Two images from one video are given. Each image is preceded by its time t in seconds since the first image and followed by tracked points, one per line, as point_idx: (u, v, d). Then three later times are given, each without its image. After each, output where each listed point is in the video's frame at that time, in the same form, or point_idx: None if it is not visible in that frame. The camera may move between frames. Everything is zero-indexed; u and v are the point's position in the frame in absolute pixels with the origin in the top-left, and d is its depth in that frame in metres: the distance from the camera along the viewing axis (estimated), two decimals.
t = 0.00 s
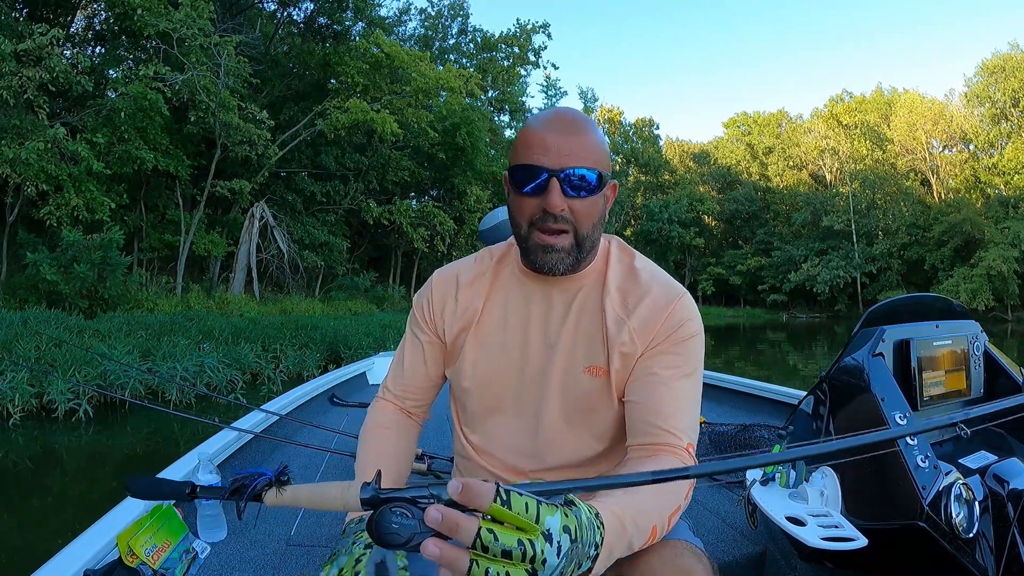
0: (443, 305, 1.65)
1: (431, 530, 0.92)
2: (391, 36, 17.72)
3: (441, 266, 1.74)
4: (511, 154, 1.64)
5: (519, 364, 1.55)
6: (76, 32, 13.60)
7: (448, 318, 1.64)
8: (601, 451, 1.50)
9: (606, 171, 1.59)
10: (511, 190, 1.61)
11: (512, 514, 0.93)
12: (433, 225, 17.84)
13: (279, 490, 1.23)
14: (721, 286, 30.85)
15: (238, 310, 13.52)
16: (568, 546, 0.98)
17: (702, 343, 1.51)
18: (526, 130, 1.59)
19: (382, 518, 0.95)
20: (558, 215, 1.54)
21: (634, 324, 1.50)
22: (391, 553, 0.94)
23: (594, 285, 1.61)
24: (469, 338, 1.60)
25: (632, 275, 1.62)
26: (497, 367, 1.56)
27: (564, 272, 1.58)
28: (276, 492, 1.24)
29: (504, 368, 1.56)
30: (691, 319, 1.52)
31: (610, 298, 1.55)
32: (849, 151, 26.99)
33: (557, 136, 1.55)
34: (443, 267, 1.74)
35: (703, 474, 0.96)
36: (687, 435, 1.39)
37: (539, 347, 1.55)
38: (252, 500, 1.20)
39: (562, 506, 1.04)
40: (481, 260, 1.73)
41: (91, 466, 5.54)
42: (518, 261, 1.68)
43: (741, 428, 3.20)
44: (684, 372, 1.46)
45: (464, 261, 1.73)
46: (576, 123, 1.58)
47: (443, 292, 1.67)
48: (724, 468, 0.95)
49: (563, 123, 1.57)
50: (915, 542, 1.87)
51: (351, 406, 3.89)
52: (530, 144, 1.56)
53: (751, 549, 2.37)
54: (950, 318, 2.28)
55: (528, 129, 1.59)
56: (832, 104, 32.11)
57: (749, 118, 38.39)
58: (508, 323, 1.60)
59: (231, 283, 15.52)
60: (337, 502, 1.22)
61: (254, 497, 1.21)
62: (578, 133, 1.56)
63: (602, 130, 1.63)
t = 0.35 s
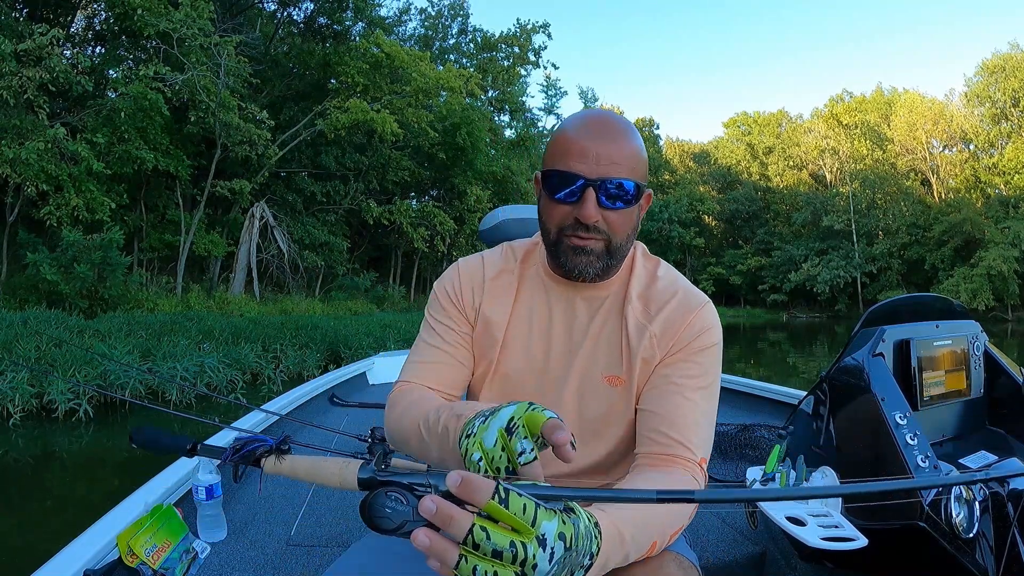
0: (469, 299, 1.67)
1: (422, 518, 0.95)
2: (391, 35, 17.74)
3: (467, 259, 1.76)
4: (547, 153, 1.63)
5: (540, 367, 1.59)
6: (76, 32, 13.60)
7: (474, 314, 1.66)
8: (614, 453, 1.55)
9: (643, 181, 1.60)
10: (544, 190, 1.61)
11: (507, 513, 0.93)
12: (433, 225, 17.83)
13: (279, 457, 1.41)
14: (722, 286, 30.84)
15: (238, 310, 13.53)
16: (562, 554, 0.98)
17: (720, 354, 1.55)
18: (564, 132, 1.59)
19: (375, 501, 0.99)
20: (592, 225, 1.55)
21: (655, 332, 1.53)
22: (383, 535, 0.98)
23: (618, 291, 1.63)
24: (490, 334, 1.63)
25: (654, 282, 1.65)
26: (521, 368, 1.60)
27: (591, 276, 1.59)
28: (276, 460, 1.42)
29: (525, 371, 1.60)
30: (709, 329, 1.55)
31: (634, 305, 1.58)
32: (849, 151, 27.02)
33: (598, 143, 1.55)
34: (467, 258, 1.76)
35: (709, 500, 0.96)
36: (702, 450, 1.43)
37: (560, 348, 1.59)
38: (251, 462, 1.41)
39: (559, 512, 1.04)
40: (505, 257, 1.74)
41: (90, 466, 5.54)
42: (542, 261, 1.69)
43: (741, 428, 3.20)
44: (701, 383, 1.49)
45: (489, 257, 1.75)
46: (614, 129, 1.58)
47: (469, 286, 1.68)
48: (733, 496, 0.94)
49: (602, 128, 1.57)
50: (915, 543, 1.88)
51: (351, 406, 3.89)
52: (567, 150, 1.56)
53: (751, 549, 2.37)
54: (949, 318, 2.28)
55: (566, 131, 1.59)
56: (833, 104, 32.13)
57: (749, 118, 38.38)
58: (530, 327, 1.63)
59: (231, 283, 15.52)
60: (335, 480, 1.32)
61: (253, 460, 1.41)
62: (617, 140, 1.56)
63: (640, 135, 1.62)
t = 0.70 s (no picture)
0: (479, 300, 1.65)
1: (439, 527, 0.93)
2: (391, 35, 17.76)
3: (476, 259, 1.74)
4: (567, 154, 1.62)
5: (549, 371, 1.60)
6: (76, 31, 13.60)
7: (484, 316, 1.64)
8: (620, 455, 1.58)
9: (665, 187, 1.59)
10: (563, 194, 1.59)
11: (527, 528, 0.92)
12: (433, 225, 17.84)
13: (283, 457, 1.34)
14: (722, 286, 30.84)
15: (238, 310, 13.54)
16: (580, 567, 0.98)
17: (730, 356, 1.58)
18: (586, 134, 1.58)
19: (389, 508, 0.98)
20: (613, 233, 1.55)
21: (669, 336, 1.55)
22: (397, 545, 0.96)
23: (631, 294, 1.64)
24: (502, 338, 1.62)
25: (667, 284, 1.66)
26: (532, 373, 1.61)
27: (605, 280, 1.58)
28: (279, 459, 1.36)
29: (535, 374, 1.61)
30: (722, 332, 1.58)
31: (650, 309, 1.59)
32: (849, 151, 27.02)
33: (622, 149, 1.54)
34: (477, 258, 1.74)
35: (729, 517, 0.95)
36: (711, 454, 1.45)
37: (573, 354, 1.59)
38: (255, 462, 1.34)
39: (578, 523, 1.02)
40: (516, 258, 1.73)
41: (91, 466, 5.54)
42: (554, 263, 1.68)
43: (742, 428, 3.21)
44: (711, 386, 1.52)
45: (499, 256, 1.74)
46: (637, 134, 1.57)
47: (480, 286, 1.67)
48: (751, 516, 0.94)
49: (626, 133, 1.56)
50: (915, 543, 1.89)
51: (351, 406, 3.89)
52: (592, 154, 1.55)
53: (752, 549, 2.37)
54: (949, 318, 2.28)
55: (589, 133, 1.58)
56: (833, 104, 32.16)
57: (749, 118, 38.39)
58: (542, 330, 1.63)
59: (230, 283, 15.53)
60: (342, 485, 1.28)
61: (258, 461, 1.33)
62: (641, 146, 1.56)
63: (662, 140, 1.62)
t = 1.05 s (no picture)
0: (475, 300, 1.65)
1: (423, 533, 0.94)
2: (391, 35, 17.77)
3: (472, 259, 1.75)
4: (559, 155, 1.62)
5: (545, 371, 1.60)
6: (76, 31, 13.60)
7: (480, 315, 1.64)
8: (615, 456, 1.58)
9: (657, 187, 1.60)
10: (555, 195, 1.60)
11: (511, 530, 0.92)
12: (433, 225, 17.84)
13: (274, 469, 1.38)
14: (722, 287, 30.84)
15: (238, 310, 13.54)
16: (565, 567, 0.98)
17: (725, 355, 1.58)
18: (578, 134, 1.58)
19: (376, 516, 1.00)
20: (607, 235, 1.55)
21: (664, 335, 1.55)
22: (385, 551, 0.98)
23: (624, 295, 1.64)
24: (498, 339, 1.62)
25: (661, 284, 1.66)
26: (527, 374, 1.61)
27: (599, 280, 1.58)
28: (271, 471, 1.39)
29: (530, 374, 1.61)
30: (716, 331, 1.58)
31: (643, 309, 1.59)
32: (849, 151, 27.03)
33: (612, 149, 1.55)
34: (473, 259, 1.74)
35: (715, 513, 0.94)
36: (707, 453, 1.45)
37: (568, 355, 1.59)
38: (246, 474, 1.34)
39: (563, 524, 1.02)
40: (511, 258, 1.74)
41: (91, 466, 5.54)
42: (548, 264, 1.69)
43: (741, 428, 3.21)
44: (706, 386, 1.52)
45: (495, 256, 1.74)
46: (627, 134, 1.57)
47: (475, 286, 1.68)
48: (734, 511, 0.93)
49: (616, 133, 1.56)
50: (915, 543, 1.88)
51: (351, 406, 3.90)
52: (583, 154, 1.56)
53: (752, 549, 2.37)
54: (949, 318, 2.28)
55: (580, 134, 1.58)
56: (833, 104, 32.16)
57: (749, 118, 38.40)
58: (537, 329, 1.63)
59: (230, 283, 15.53)
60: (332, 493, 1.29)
61: (248, 473, 1.34)
62: (632, 146, 1.56)
63: (653, 140, 1.62)
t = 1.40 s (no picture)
0: (474, 298, 1.65)
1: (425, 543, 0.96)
2: (391, 35, 17.78)
3: (469, 258, 1.75)
4: (551, 154, 1.62)
5: (543, 370, 1.60)
6: (76, 32, 13.60)
7: (478, 315, 1.64)
8: (615, 456, 1.58)
9: (649, 183, 1.60)
10: (548, 195, 1.60)
11: (513, 536, 0.92)
12: (433, 225, 17.84)
13: (274, 484, 1.33)
14: (722, 287, 30.85)
15: (238, 310, 13.55)
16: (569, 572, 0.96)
17: (723, 352, 1.58)
18: (569, 133, 1.59)
19: (377, 527, 1.00)
20: (601, 233, 1.55)
21: (661, 332, 1.55)
22: (388, 562, 0.99)
23: (620, 294, 1.64)
24: (496, 339, 1.62)
25: (658, 281, 1.66)
26: (525, 374, 1.61)
27: (595, 278, 1.58)
28: (271, 487, 1.34)
29: (528, 373, 1.61)
30: (714, 328, 1.58)
31: (640, 307, 1.59)
32: (849, 151, 27.04)
33: (603, 147, 1.55)
34: (470, 258, 1.74)
35: (717, 510, 0.92)
36: (708, 451, 1.45)
37: (565, 357, 1.59)
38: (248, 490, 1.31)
39: (564, 529, 1.01)
40: (508, 258, 1.74)
41: (91, 466, 5.54)
42: (545, 264, 1.69)
43: (741, 428, 3.21)
44: (704, 383, 1.51)
45: (492, 256, 1.75)
46: (618, 131, 1.58)
47: (473, 285, 1.67)
48: (739, 507, 0.91)
49: (608, 132, 1.57)
50: (915, 542, 1.86)
51: (351, 406, 3.90)
52: (575, 153, 1.56)
53: (752, 549, 2.37)
54: (949, 318, 2.28)
55: (571, 133, 1.58)
56: (833, 104, 32.18)
57: (749, 118, 38.41)
58: (535, 328, 1.63)
59: (231, 283, 15.53)
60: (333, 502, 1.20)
61: (250, 489, 1.31)
62: (623, 144, 1.56)
63: (644, 137, 1.63)
